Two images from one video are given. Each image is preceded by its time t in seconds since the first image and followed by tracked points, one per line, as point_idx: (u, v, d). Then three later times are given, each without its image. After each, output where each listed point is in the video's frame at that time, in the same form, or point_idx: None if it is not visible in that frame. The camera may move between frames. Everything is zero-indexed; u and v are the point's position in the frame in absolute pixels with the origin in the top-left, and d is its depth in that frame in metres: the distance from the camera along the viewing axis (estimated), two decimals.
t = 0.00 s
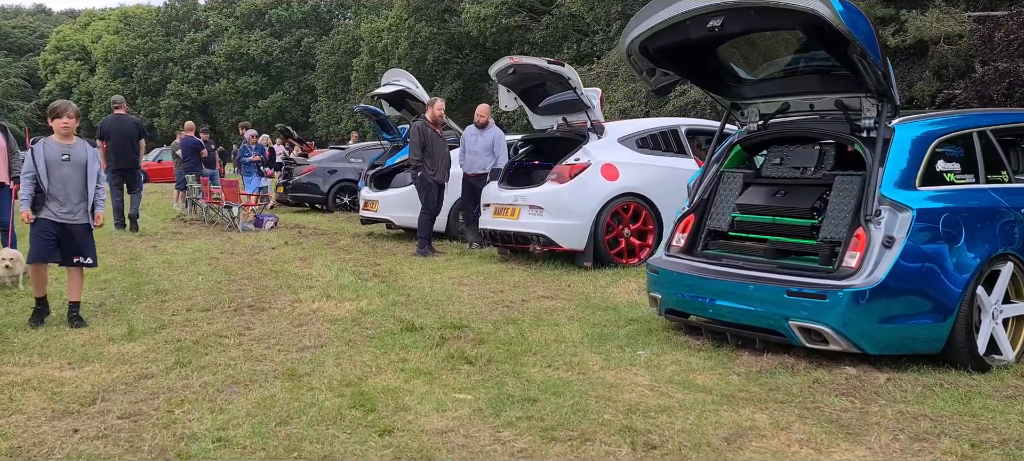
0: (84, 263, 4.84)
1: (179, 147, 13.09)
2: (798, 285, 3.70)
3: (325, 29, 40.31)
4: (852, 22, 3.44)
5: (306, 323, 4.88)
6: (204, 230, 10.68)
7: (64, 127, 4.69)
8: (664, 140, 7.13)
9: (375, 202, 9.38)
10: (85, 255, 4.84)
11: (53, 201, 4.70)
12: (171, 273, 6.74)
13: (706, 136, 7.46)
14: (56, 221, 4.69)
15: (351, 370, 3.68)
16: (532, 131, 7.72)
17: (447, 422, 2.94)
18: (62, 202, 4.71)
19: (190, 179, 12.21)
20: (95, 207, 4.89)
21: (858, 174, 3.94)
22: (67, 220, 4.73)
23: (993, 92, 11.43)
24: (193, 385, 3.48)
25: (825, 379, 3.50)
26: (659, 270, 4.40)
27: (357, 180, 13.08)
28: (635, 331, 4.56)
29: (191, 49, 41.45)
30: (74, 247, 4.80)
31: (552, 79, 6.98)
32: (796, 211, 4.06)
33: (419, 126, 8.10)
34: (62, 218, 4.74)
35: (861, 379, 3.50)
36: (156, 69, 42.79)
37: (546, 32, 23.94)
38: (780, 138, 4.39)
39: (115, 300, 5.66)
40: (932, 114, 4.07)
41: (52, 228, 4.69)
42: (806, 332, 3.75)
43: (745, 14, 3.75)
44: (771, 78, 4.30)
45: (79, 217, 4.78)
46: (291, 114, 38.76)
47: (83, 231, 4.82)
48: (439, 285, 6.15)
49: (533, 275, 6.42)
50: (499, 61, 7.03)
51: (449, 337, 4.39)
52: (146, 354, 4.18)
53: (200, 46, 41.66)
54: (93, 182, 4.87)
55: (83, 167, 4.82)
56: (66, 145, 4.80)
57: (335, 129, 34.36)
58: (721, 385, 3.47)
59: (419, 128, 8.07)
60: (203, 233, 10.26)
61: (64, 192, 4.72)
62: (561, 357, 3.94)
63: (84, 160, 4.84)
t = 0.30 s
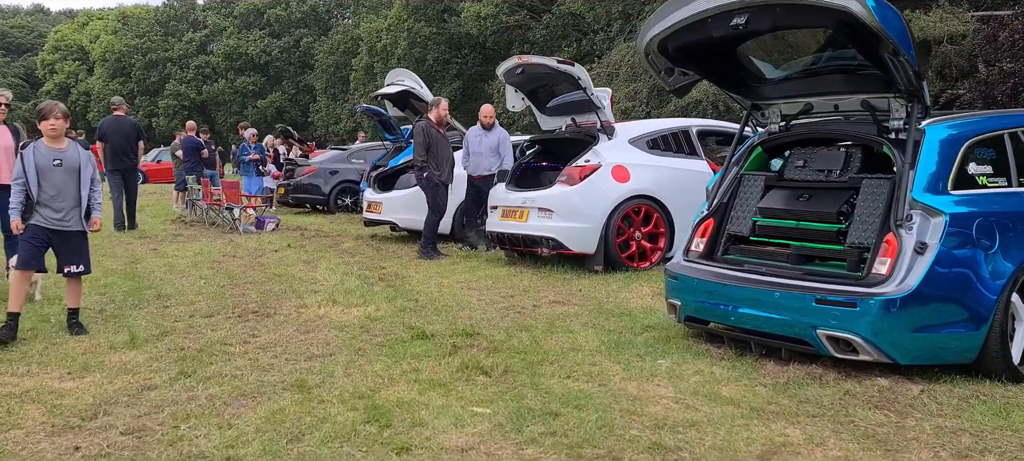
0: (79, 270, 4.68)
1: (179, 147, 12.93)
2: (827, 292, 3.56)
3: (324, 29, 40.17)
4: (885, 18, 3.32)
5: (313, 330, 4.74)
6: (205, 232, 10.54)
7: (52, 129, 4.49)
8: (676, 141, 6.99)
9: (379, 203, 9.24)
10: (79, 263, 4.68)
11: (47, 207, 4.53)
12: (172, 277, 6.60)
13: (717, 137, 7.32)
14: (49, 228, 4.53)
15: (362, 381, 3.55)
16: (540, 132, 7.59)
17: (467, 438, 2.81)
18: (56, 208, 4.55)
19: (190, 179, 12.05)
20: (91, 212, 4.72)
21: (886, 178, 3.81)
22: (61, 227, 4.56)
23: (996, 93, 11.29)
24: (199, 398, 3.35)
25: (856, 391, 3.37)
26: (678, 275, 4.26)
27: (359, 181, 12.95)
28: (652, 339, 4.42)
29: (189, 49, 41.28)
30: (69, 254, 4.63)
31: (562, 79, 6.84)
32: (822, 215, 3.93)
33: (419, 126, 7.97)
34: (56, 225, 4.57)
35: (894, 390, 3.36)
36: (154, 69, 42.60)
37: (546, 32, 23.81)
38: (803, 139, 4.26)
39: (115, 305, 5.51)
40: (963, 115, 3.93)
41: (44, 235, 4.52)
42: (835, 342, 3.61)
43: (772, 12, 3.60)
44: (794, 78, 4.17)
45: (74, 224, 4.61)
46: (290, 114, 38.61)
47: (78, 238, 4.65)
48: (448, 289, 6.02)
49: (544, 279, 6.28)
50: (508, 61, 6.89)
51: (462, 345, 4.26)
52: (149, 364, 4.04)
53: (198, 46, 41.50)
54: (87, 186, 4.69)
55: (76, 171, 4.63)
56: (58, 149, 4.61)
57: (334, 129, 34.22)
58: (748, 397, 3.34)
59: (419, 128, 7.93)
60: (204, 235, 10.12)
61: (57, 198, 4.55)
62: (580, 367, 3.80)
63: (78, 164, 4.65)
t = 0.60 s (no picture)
0: (51, 278, 4.41)
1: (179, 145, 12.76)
2: (860, 296, 3.41)
3: (322, 29, 39.97)
4: (924, 8, 3.17)
5: (320, 333, 4.59)
6: (205, 232, 10.39)
7: (1, 126, 4.23)
8: (688, 139, 6.84)
9: (383, 203, 9.09)
10: (51, 269, 4.41)
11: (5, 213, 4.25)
12: (174, 279, 6.45)
13: (727, 136, 7.19)
14: (12, 235, 4.25)
15: (375, 389, 3.40)
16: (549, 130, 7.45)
17: (491, 452, 2.66)
18: (16, 212, 4.27)
19: (190, 178, 11.87)
20: (61, 217, 4.43)
21: (919, 176, 3.67)
22: (25, 232, 4.29)
23: (1001, 93, 11.14)
24: (205, 407, 3.20)
25: (892, 399, 3.22)
26: (700, 278, 4.10)
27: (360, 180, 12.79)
28: (672, 343, 4.28)
29: (187, 48, 41.08)
30: (37, 261, 4.37)
31: (570, 76, 6.70)
32: (851, 216, 3.78)
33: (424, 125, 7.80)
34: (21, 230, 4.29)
35: (933, 399, 3.21)
36: (152, 68, 42.41)
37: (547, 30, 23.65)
38: (829, 137, 4.12)
39: (116, 308, 5.36)
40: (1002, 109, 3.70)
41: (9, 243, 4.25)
42: (868, 347, 3.46)
43: (802, 5, 3.46)
44: (820, 73, 4.03)
45: (40, 228, 4.33)
46: (289, 113, 38.45)
47: (45, 243, 4.37)
48: (456, 291, 5.87)
49: (554, 281, 6.14)
50: (516, 57, 6.75)
51: (476, 350, 4.11)
52: (151, 370, 3.89)
53: (196, 45, 41.30)
54: (51, 188, 4.40)
55: (34, 171, 4.34)
56: (13, 149, 4.32)
57: (332, 129, 34.07)
58: (780, 406, 3.19)
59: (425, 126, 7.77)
60: (205, 235, 9.97)
61: (17, 202, 4.26)
62: (601, 373, 3.65)
63: (36, 164, 4.35)
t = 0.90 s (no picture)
0: None
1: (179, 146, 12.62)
2: (895, 305, 3.27)
3: (321, 28, 39.76)
4: (963, 3, 3.03)
5: (328, 342, 4.44)
6: (206, 234, 10.25)
7: None
8: (701, 141, 6.71)
9: (387, 205, 8.95)
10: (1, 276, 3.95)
11: None
12: (175, 283, 6.30)
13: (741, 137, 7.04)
14: None
15: (389, 403, 3.26)
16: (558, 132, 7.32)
17: None
18: None
19: (190, 179, 11.73)
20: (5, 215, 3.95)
21: (953, 180, 3.54)
22: None
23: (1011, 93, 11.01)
24: (212, 423, 3.06)
25: (930, 414, 3.08)
26: (723, 285, 3.96)
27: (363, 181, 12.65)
28: (692, 352, 4.14)
29: (186, 48, 40.88)
30: None
31: (580, 77, 6.56)
32: (882, 221, 3.64)
33: (432, 127, 7.64)
34: None
35: (972, 414, 3.07)
36: (150, 68, 42.23)
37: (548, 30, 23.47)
38: (857, 139, 3.98)
39: (117, 314, 5.21)
40: None
41: None
42: (902, 359, 3.31)
43: (833, 4, 3.33)
44: (847, 73, 3.90)
45: None
46: (288, 113, 38.28)
47: None
48: (466, 296, 5.74)
49: (565, 286, 6.00)
50: (525, 57, 6.61)
51: (491, 361, 3.96)
52: (155, 381, 3.75)
53: (195, 44, 41.11)
54: None
55: None
56: None
57: (331, 129, 33.92)
58: (813, 421, 3.05)
59: (434, 129, 7.62)
60: (205, 238, 9.82)
61: None
62: (623, 385, 3.51)
63: None
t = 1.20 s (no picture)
0: None
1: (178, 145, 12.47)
2: (928, 312, 3.13)
3: (321, 28, 39.57)
4: None
5: (333, 348, 4.30)
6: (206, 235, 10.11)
7: None
8: (713, 141, 6.57)
9: (390, 206, 8.81)
10: None
11: None
12: (175, 286, 6.15)
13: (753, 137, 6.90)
14: None
15: (399, 415, 3.12)
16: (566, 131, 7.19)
17: None
18: None
19: (189, 179, 11.58)
20: None
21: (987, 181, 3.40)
22: None
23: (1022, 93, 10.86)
24: (215, 437, 2.92)
25: (967, 426, 2.95)
26: (745, 290, 3.81)
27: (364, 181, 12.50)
28: (710, 359, 4.00)
29: (185, 47, 40.72)
30: None
31: (588, 75, 6.43)
32: (912, 224, 3.50)
33: (440, 126, 7.48)
34: None
35: (1012, 427, 2.93)
36: (149, 68, 42.06)
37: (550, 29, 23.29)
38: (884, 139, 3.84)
39: (115, 319, 5.07)
40: None
41: None
42: (936, 368, 3.17)
43: None
44: (873, 69, 3.76)
45: None
46: (287, 113, 38.11)
47: None
48: (473, 299, 5.60)
49: (575, 289, 5.86)
50: (533, 55, 6.48)
51: (504, 369, 3.82)
52: (154, 390, 3.60)
53: (194, 44, 40.93)
54: None
55: None
56: None
57: (331, 128, 33.78)
58: (845, 434, 2.92)
59: (443, 129, 7.47)
60: (205, 239, 9.67)
61: None
62: (642, 394, 3.38)
63: None
